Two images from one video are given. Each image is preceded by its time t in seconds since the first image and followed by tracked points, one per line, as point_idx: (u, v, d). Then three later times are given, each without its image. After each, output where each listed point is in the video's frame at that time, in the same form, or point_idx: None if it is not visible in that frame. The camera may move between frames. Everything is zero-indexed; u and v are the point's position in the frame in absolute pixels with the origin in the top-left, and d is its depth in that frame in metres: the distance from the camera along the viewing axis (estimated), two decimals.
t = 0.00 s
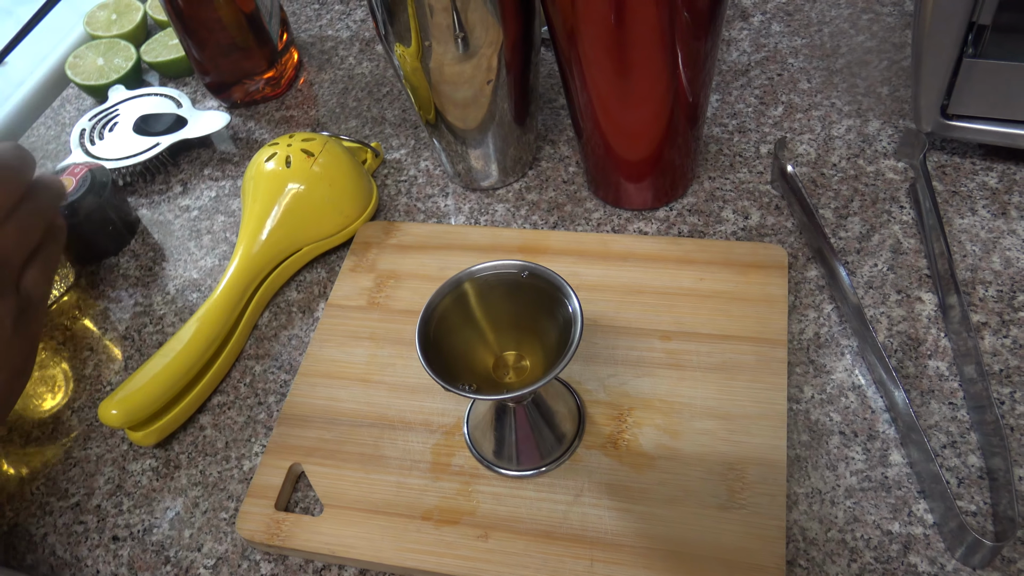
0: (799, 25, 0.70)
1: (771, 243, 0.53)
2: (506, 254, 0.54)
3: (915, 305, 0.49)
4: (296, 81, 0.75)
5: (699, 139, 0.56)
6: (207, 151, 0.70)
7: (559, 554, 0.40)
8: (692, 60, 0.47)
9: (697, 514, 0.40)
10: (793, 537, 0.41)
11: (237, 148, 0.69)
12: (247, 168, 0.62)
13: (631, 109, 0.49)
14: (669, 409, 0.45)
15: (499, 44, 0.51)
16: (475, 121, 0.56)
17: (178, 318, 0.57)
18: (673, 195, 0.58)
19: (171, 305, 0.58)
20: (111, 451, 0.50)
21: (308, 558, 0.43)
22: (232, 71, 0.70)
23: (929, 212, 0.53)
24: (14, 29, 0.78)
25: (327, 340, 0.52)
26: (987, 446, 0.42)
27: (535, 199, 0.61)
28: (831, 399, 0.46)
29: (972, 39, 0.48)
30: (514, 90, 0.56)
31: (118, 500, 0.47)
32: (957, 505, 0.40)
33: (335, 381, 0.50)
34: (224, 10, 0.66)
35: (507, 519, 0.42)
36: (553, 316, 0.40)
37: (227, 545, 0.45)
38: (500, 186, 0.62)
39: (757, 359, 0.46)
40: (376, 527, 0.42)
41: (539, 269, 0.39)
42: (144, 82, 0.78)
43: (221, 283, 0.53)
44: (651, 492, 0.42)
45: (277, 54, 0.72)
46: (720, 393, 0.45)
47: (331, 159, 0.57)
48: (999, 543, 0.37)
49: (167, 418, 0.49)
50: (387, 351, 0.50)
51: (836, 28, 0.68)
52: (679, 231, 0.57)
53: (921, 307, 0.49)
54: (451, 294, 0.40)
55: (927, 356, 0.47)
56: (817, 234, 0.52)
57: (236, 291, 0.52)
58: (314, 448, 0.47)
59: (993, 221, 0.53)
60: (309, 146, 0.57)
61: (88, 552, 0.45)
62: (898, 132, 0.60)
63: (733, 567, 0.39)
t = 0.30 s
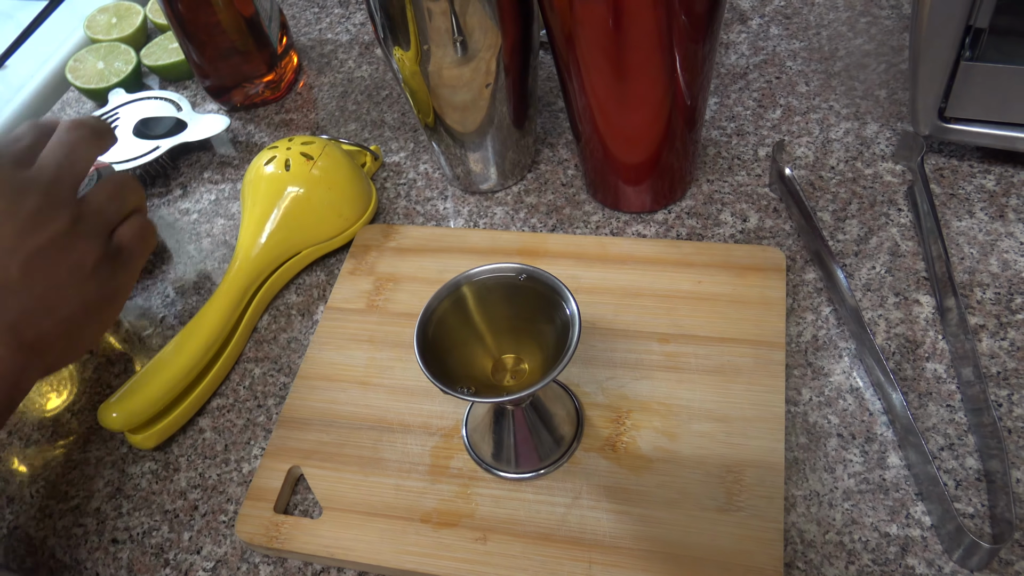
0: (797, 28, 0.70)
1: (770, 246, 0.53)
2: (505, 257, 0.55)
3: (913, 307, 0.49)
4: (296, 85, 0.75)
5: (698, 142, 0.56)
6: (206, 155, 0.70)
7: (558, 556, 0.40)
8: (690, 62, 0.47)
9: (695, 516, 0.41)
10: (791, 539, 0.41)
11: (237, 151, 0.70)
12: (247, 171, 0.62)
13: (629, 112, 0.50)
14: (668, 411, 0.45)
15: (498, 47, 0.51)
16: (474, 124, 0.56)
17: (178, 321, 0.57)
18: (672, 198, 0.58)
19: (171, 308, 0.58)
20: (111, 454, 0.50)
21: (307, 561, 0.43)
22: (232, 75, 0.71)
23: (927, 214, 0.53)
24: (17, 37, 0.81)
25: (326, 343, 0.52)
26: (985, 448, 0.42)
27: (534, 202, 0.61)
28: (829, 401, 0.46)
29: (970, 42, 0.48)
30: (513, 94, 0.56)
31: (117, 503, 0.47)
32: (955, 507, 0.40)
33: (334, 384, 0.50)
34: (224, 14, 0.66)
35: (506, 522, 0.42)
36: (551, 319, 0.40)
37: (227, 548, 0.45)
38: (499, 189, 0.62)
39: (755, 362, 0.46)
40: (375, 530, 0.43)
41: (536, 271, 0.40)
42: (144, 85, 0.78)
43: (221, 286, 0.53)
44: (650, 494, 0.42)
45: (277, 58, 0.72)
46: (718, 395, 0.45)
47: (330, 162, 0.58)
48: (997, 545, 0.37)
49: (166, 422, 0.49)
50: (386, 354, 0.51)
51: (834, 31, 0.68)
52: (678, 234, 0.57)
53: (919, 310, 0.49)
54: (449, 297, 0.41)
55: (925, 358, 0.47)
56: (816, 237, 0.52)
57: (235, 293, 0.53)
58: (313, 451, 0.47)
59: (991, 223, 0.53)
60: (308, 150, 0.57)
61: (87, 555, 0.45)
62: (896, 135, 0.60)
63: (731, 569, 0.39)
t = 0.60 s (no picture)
0: (796, 32, 0.70)
1: (768, 249, 0.54)
2: (505, 259, 0.55)
3: (911, 310, 0.49)
4: (296, 88, 0.75)
5: (696, 145, 0.56)
6: (207, 157, 0.70)
7: (556, 558, 0.40)
8: (689, 66, 0.47)
9: (694, 518, 0.41)
10: (788, 542, 0.41)
11: (237, 154, 0.70)
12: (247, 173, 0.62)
13: (628, 115, 0.50)
14: (667, 414, 0.45)
15: (498, 50, 0.51)
16: (474, 127, 0.56)
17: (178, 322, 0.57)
18: (671, 201, 0.58)
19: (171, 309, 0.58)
20: (111, 455, 0.50)
21: (306, 562, 0.43)
22: (233, 78, 0.71)
23: (925, 217, 0.53)
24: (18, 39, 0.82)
25: (326, 345, 0.52)
26: (982, 451, 0.42)
27: (534, 205, 0.61)
28: (827, 404, 0.46)
29: (968, 46, 0.49)
30: (513, 97, 0.56)
31: (117, 504, 0.47)
32: (952, 509, 0.40)
33: (334, 386, 0.50)
34: (225, 17, 0.66)
35: (504, 523, 0.42)
36: (549, 321, 0.40)
37: (226, 549, 0.45)
38: (499, 191, 0.62)
39: (753, 364, 0.46)
40: (374, 531, 0.43)
41: (535, 274, 0.40)
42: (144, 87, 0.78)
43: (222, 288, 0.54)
44: (648, 496, 0.42)
45: (278, 60, 0.73)
46: (717, 398, 0.45)
47: (331, 164, 0.58)
48: (994, 548, 0.37)
49: (166, 423, 0.49)
50: (385, 355, 0.51)
51: (833, 34, 0.69)
52: (677, 237, 0.57)
53: (917, 313, 0.49)
54: (448, 299, 0.41)
55: (923, 361, 0.47)
56: (814, 240, 0.53)
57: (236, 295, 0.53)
58: (312, 452, 0.47)
59: (989, 227, 0.53)
60: (309, 152, 0.57)
61: (87, 556, 0.45)
62: (895, 138, 0.60)
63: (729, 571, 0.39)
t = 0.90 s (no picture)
0: (794, 34, 0.70)
1: (766, 251, 0.54)
2: (503, 261, 0.55)
3: (909, 312, 0.50)
4: (295, 89, 0.75)
5: (695, 147, 0.56)
6: (206, 158, 0.70)
7: (553, 559, 0.40)
8: (687, 68, 0.47)
9: (691, 519, 0.41)
10: (786, 543, 0.41)
11: (237, 155, 0.70)
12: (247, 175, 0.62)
13: (626, 117, 0.50)
14: (665, 415, 0.45)
15: (497, 52, 0.52)
16: (473, 128, 0.56)
17: (178, 323, 0.57)
18: (669, 203, 0.58)
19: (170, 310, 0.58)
20: (110, 455, 0.50)
21: (305, 563, 0.43)
22: (233, 79, 0.71)
23: (923, 219, 0.53)
24: (17, 41, 0.81)
25: (325, 346, 0.52)
26: (979, 453, 0.42)
27: (532, 206, 0.61)
28: (825, 406, 0.46)
29: (966, 48, 0.49)
30: (512, 98, 0.56)
31: (116, 504, 0.47)
32: (950, 511, 0.40)
33: (332, 387, 0.50)
34: (225, 19, 0.66)
35: (502, 524, 0.42)
36: (547, 322, 0.40)
37: (224, 549, 0.45)
38: (498, 193, 0.62)
39: (751, 366, 0.47)
40: (372, 531, 0.43)
41: (533, 275, 0.40)
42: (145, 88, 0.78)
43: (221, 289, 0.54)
44: (646, 497, 0.42)
45: (277, 62, 0.73)
46: (714, 399, 0.45)
47: (330, 166, 0.58)
48: (991, 549, 0.37)
49: (166, 423, 0.49)
50: (384, 356, 0.51)
51: (831, 37, 0.69)
52: (675, 238, 0.57)
53: (915, 315, 0.49)
54: (446, 301, 0.41)
55: (921, 362, 0.47)
56: (812, 242, 0.53)
57: (236, 296, 0.53)
58: (311, 453, 0.47)
59: (987, 229, 0.53)
60: (308, 153, 0.58)
61: (86, 556, 0.45)
62: (893, 141, 0.60)
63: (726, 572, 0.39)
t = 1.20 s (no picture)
0: (793, 35, 0.70)
1: (765, 251, 0.54)
2: (502, 261, 0.55)
3: (907, 312, 0.50)
4: (295, 90, 0.75)
5: (693, 148, 0.56)
6: (206, 159, 0.70)
7: (551, 558, 0.40)
8: (686, 69, 0.48)
9: (688, 519, 0.41)
10: (784, 543, 0.41)
11: (236, 155, 0.70)
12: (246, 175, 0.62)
13: (625, 118, 0.50)
14: (663, 415, 0.45)
15: (496, 53, 0.52)
16: (471, 129, 0.56)
17: (177, 323, 0.57)
18: (668, 203, 0.58)
19: (170, 310, 0.58)
20: (109, 455, 0.50)
21: (303, 562, 0.43)
22: (233, 80, 0.71)
23: (921, 220, 0.53)
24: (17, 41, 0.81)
25: (324, 346, 0.52)
26: (977, 453, 0.42)
27: (531, 207, 0.61)
28: (823, 406, 0.46)
29: (964, 50, 0.49)
30: (511, 99, 0.56)
31: (115, 504, 0.47)
32: (947, 511, 0.40)
33: (332, 387, 0.50)
34: (225, 19, 0.66)
35: (500, 524, 0.42)
36: (546, 322, 0.40)
37: (223, 549, 0.45)
38: (497, 194, 0.62)
39: (749, 366, 0.47)
40: (371, 531, 0.43)
41: (532, 275, 0.40)
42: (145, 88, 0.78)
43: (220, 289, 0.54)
44: (644, 497, 0.42)
45: (277, 63, 0.73)
46: (713, 399, 0.45)
47: (329, 166, 0.58)
48: (989, 549, 0.37)
49: (165, 422, 0.49)
50: (383, 356, 0.51)
51: (830, 38, 0.69)
52: (673, 239, 0.57)
53: (913, 315, 0.49)
54: (445, 300, 0.41)
55: (918, 363, 0.47)
56: (810, 243, 0.53)
57: (235, 297, 0.53)
58: (310, 452, 0.47)
59: (985, 230, 0.53)
60: (308, 154, 0.58)
61: (85, 555, 0.46)
62: (891, 142, 0.60)
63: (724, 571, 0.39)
